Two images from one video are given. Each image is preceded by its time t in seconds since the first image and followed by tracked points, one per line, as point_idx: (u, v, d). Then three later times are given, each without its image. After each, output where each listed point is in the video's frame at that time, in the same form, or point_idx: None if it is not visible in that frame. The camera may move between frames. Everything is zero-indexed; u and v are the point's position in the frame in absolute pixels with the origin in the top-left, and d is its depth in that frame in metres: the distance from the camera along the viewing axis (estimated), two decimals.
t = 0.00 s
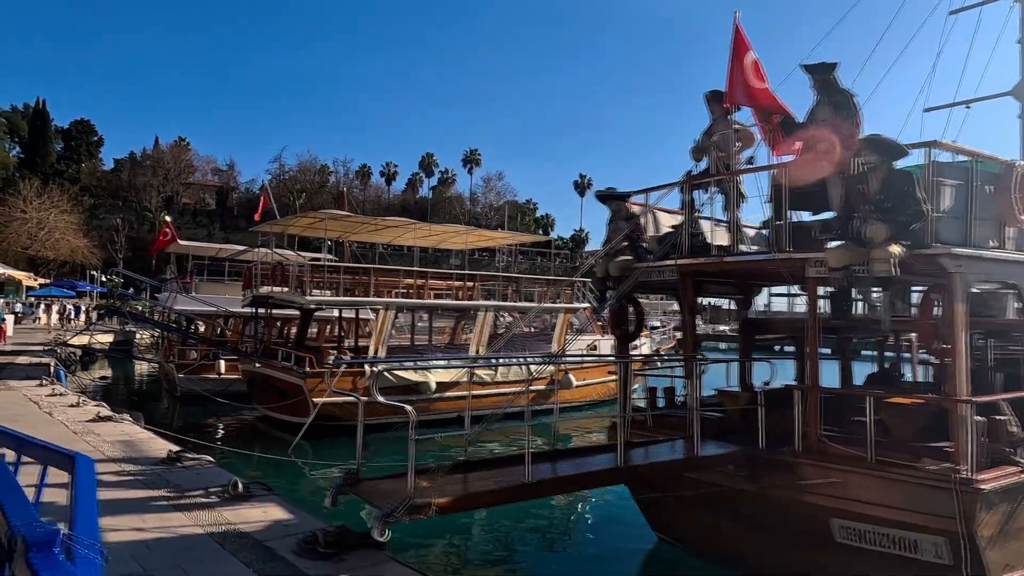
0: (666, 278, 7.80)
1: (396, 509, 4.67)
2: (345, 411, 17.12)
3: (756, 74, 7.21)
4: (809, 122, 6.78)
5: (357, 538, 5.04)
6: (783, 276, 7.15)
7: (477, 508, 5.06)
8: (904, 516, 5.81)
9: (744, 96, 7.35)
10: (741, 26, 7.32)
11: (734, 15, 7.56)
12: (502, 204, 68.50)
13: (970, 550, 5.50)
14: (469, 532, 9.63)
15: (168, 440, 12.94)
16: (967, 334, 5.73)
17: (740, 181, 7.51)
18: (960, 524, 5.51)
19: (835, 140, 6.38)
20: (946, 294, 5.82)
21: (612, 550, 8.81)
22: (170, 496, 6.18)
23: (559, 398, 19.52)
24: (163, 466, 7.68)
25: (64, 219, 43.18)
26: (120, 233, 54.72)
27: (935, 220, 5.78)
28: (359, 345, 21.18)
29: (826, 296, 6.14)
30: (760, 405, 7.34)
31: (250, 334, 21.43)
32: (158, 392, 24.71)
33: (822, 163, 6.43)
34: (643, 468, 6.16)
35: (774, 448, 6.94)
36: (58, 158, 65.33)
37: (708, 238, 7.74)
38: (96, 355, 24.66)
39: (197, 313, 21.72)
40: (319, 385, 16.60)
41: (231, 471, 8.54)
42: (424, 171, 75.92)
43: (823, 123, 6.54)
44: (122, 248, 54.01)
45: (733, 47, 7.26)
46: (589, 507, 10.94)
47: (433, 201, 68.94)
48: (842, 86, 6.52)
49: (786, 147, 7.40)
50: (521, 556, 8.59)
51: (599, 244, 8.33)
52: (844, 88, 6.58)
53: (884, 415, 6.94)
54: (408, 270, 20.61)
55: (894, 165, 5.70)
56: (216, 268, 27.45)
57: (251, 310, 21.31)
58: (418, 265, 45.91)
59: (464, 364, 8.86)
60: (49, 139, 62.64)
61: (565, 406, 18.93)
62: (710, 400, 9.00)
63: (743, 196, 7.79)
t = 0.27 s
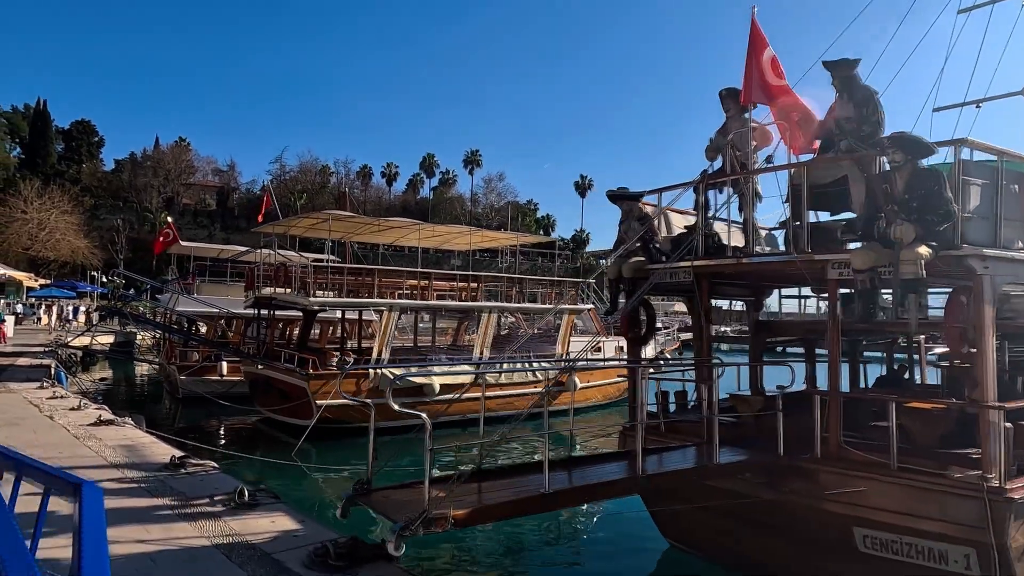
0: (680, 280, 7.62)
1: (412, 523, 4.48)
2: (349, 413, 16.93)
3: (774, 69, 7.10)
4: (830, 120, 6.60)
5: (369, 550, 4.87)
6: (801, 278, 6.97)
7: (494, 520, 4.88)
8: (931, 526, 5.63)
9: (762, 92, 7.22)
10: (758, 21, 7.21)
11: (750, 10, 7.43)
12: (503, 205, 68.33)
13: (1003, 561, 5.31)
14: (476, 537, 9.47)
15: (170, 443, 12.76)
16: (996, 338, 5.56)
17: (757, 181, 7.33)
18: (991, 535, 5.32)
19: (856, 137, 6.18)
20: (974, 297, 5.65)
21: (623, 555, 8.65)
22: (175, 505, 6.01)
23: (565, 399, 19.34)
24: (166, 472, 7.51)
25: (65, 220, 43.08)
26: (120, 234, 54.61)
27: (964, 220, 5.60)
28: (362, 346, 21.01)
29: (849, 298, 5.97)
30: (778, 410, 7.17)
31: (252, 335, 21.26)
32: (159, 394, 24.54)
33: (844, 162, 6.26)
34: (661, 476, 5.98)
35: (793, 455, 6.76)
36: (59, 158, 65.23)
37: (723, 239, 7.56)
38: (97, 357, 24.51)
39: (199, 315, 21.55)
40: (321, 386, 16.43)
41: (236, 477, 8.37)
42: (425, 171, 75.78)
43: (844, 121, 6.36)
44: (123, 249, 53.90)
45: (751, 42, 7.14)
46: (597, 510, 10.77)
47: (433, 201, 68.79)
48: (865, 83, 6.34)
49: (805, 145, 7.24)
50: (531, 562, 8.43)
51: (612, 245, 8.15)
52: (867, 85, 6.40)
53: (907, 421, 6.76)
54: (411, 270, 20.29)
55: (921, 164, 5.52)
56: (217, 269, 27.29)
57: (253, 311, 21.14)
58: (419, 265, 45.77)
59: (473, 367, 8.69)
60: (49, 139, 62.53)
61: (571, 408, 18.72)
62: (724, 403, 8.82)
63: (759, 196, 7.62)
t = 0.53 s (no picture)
0: (691, 279, 7.46)
1: (426, 533, 4.32)
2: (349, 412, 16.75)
3: (789, 62, 7.02)
4: (847, 115, 6.46)
5: (378, 559, 4.70)
6: (816, 277, 6.81)
7: (509, 530, 4.72)
8: (953, 532, 5.48)
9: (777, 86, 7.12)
10: (772, 14, 7.13)
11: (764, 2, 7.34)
12: (500, 203, 68.17)
13: None
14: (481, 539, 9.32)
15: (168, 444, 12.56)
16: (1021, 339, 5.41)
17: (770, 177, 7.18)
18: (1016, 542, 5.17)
19: (875, 134, 6.05)
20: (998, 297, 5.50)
21: (631, 558, 8.50)
22: (176, 511, 5.84)
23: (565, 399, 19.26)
24: (167, 475, 7.34)
25: (60, 218, 42.79)
26: (116, 232, 54.29)
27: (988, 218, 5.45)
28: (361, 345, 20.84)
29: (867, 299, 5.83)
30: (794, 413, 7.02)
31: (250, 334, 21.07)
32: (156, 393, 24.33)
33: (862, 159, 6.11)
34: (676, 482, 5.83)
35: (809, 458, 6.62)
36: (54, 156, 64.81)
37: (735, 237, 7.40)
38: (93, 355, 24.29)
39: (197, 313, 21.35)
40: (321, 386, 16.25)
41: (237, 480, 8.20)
42: (422, 169, 75.55)
43: (862, 116, 6.20)
44: (119, 246, 53.58)
45: (766, 34, 7.06)
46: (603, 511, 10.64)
47: (431, 199, 68.59)
48: (884, 77, 6.19)
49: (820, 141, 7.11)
50: (538, 566, 8.28)
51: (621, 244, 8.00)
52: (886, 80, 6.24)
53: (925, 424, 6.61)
54: (413, 268, 20.03)
55: (945, 161, 5.37)
56: (214, 267, 27.06)
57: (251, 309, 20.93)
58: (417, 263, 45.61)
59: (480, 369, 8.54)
60: (44, 136, 62.08)
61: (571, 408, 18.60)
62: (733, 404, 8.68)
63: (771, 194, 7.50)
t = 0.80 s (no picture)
0: (700, 275, 7.34)
1: (442, 537, 4.20)
2: (348, 410, 16.62)
3: (802, 55, 6.96)
4: (861, 108, 6.34)
5: (388, 562, 4.58)
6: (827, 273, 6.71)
7: (525, 533, 4.62)
8: (971, 533, 5.38)
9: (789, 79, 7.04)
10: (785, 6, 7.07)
11: None
12: (497, 200, 68.06)
13: None
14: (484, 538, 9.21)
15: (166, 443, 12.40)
16: None
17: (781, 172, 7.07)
18: None
19: (892, 127, 5.94)
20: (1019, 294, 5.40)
21: (637, 557, 8.40)
22: (178, 512, 5.70)
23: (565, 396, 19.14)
24: (167, 475, 7.19)
25: (54, 215, 42.52)
26: (111, 229, 54.00)
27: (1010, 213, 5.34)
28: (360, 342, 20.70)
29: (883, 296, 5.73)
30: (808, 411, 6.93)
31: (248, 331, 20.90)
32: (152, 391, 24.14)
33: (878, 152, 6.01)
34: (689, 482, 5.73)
35: (822, 458, 6.51)
36: (48, 152, 64.40)
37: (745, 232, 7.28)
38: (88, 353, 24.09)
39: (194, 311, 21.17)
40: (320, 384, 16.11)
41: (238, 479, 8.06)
42: (419, 166, 75.35)
43: (878, 109, 6.08)
44: (114, 243, 53.28)
45: (778, 27, 7.00)
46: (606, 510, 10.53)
47: (427, 196, 68.42)
48: (901, 69, 6.06)
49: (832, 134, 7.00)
50: (543, 565, 8.16)
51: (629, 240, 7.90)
52: (902, 72, 6.12)
53: (940, 423, 6.51)
54: (412, 266, 19.84)
55: (966, 154, 5.26)
56: (212, 264, 26.86)
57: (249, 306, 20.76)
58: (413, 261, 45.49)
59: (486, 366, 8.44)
60: (39, 132, 61.71)
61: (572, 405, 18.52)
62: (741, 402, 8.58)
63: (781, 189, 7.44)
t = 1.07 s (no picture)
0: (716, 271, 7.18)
1: (466, 545, 4.10)
2: (353, 409, 16.49)
3: (824, 47, 6.82)
4: (886, 101, 6.20)
5: (405, 566, 4.44)
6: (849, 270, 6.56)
7: (550, 540, 4.53)
8: (1001, 536, 5.22)
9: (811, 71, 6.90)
10: None
11: None
12: (498, 198, 67.90)
13: None
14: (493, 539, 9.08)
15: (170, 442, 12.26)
16: None
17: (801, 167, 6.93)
18: None
19: (918, 121, 5.80)
20: None
21: (650, 558, 8.27)
22: (187, 515, 5.56)
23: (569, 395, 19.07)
24: (174, 476, 7.06)
25: (55, 213, 42.37)
26: (111, 227, 53.86)
27: None
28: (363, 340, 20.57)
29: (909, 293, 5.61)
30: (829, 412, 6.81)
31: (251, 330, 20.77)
32: (154, 389, 24.01)
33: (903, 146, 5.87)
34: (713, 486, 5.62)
35: (843, 459, 6.38)
36: (48, 150, 64.20)
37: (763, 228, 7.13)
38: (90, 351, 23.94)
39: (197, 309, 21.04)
40: (325, 383, 15.98)
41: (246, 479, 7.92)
42: (419, 164, 75.18)
43: (904, 102, 5.94)
44: (114, 241, 53.14)
45: (799, 18, 6.85)
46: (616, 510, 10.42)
47: (428, 194, 68.25)
48: (927, 61, 5.92)
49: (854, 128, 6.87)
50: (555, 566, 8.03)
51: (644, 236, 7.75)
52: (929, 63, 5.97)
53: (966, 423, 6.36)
54: (417, 264, 19.74)
55: (997, 147, 5.11)
56: (213, 262, 26.72)
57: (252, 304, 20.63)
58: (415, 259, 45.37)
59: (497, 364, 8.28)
60: (39, 130, 61.51)
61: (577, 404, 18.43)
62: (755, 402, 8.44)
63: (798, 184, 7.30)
